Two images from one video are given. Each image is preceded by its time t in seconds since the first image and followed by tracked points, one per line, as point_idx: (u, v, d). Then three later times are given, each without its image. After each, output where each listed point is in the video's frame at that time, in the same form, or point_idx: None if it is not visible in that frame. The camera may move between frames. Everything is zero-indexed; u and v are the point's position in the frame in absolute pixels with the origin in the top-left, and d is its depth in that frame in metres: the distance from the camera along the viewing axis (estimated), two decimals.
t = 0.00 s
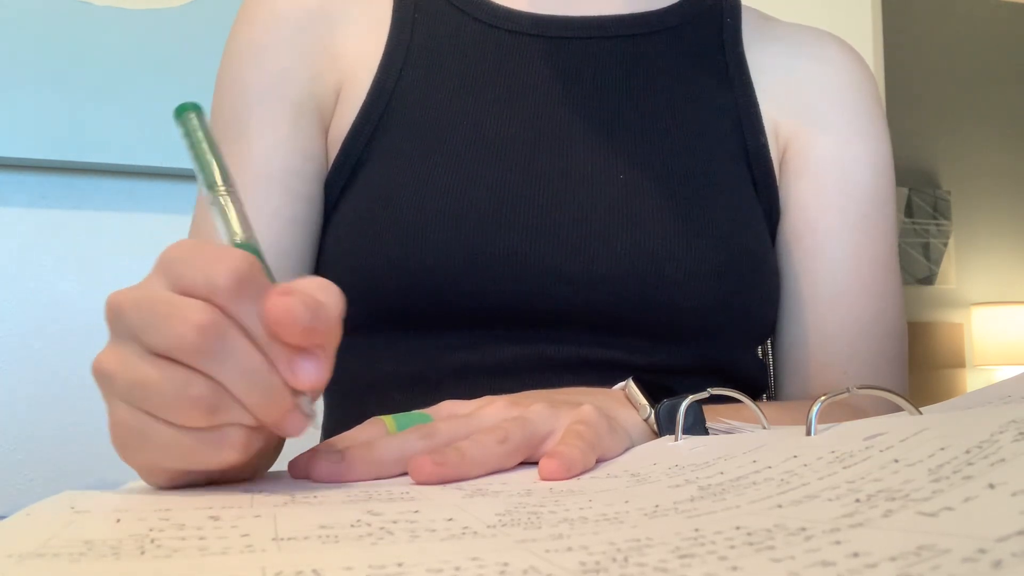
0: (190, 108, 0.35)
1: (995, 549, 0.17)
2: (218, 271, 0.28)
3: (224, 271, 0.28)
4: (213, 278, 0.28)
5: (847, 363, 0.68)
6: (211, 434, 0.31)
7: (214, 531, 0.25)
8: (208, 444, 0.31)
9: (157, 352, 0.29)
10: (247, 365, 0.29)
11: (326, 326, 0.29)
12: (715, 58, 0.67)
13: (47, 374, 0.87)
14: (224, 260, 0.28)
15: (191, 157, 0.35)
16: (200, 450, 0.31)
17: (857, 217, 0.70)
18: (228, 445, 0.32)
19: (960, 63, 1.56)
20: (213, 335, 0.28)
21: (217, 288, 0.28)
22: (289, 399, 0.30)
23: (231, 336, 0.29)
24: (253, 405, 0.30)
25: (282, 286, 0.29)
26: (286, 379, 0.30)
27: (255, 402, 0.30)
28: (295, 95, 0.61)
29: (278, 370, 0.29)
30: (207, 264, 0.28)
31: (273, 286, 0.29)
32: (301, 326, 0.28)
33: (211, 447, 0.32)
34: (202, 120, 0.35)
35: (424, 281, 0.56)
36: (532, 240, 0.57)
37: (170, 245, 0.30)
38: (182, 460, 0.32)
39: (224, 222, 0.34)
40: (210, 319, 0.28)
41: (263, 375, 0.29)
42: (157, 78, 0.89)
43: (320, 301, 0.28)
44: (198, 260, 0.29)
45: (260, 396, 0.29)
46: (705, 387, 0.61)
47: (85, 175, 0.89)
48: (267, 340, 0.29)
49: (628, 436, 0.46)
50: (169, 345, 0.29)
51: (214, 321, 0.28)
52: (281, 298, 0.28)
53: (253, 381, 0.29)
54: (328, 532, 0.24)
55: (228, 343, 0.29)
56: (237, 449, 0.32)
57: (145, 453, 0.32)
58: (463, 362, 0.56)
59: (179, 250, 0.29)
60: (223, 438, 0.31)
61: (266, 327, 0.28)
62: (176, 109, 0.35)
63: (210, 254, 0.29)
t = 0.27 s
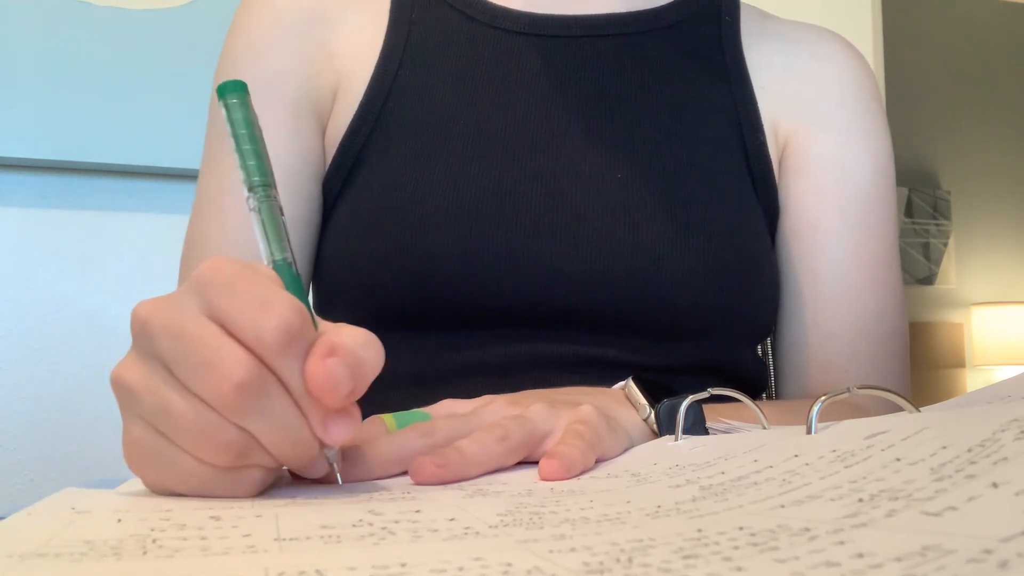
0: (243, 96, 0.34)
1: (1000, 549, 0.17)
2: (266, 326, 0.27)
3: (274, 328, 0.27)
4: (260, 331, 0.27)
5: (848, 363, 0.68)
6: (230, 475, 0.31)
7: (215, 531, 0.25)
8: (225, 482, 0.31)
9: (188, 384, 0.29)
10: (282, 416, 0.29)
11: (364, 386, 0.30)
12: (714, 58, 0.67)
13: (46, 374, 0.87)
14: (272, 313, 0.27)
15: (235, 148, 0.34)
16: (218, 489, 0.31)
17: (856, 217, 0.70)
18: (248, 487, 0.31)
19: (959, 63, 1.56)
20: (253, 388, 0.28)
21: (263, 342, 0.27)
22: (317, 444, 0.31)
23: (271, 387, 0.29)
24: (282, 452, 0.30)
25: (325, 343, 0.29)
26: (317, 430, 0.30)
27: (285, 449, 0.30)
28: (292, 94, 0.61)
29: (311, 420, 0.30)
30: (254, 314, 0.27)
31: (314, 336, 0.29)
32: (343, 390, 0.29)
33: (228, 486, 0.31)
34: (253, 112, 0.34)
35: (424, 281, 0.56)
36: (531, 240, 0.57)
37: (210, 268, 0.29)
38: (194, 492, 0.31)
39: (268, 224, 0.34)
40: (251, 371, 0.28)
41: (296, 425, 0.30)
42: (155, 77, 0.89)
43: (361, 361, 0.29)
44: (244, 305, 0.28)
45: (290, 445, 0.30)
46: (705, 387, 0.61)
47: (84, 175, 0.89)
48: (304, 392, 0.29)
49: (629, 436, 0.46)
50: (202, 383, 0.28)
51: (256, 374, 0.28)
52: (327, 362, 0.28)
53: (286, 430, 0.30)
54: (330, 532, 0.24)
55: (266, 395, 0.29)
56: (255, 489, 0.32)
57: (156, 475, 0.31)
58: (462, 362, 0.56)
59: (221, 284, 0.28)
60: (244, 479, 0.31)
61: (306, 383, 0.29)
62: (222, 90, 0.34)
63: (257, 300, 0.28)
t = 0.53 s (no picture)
0: (245, 94, 0.34)
1: (1001, 549, 0.17)
2: (264, 331, 0.27)
3: (272, 332, 0.27)
4: (258, 335, 0.27)
5: (848, 364, 0.68)
6: (227, 477, 0.31)
7: (216, 531, 0.25)
8: (221, 485, 0.31)
9: (185, 385, 0.29)
10: (279, 420, 0.29)
11: (361, 396, 0.29)
12: (713, 58, 0.67)
13: (47, 374, 0.87)
14: (270, 318, 0.27)
15: (235, 148, 0.34)
16: (214, 490, 0.31)
17: (857, 216, 0.70)
18: (244, 489, 0.31)
19: (959, 63, 1.56)
20: (249, 392, 0.28)
21: (261, 347, 0.27)
22: (313, 450, 0.31)
23: (268, 391, 0.29)
24: (278, 456, 0.30)
25: (322, 352, 0.29)
26: (314, 435, 0.30)
27: (281, 453, 0.30)
28: (290, 94, 0.61)
29: (308, 425, 0.30)
30: (252, 319, 0.27)
31: (313, 343, 0.29)
32: (338, 401, 0.29)
33: (224, 488, 0.31)
34: (255, 111, 0.34)
35: (423, 280, 0.56)
36: (531, 239, 0.57)
37: (210, 269, 0.29)
38: (190, 493, 0.31)
39: (268, 226, 0.34)
40: (249, 375, 0.28)
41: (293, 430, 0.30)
42: (155, 77, 0.89)
43: (358, 371, 0.29)
44: (243, 309, 0.28)
45: (287, 450, 0.30)
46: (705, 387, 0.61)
47: (84, 175, 0.89)
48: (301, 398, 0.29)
49: (628, 436, 0.46)
50: (200, 385, 0.28)
51: (254, 378, 0.28)
52: (322, 371, 0.28)
53: (282, 435, 0.30)
54: (330, 532, 0.24)
55: (263, 399, 0.29)
56: (251, 492, 0.32)
57: (154, 477, 0.31)
58: (462, 362, 0.56)
59: (221, 287, 0.28)
60: (239, 482, 0.31)
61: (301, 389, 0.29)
62: (224, 88, 0.34)
63: (256, 304, 0.28)
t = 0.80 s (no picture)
0: (262, 96, 0.34)
1: (1000, 549, 0.17)
2: (274, 333, 0.27)
3: (282, 335, 0.27)
4: (268, 337, 0.27)
5: (849, 364, 0.67)
6: (228, 476, 0.31)
7: (216, 531, 0.25)
8: (223, 483, 0.31)
9: (190, 384, 0.29)
10: (283, 424, 0.29)
11: (365, 404, 0.30)
12: (714, 58, 0.67)
13: (47, 375, 0.87)
14: (280, 321, 0.28)
15: (251, 149, 0.34)
16: (215, 488, 0.31)
17: (857, 217, 0.70)
18: (245, 488, 0.31)
19: (960, 63, 1.56)
20: (255, 392, 0.28)
21: (270, 348, 0.27)
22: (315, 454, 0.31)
23: (274, 393, 0.29)
24: (281, 459, 0.30)
25: (328, 359, 0.29)
26: (317, 440, 0.30)
27: (283, 456, 0.30)
28: (291, 94, 0.61)
29: (311, 429, 0.30)
30: (263, 320, 0.28)
31: (320, 348, 0.29)
32: (342, 409, 0.29)
33: (226, 487, 0.31)
34: (270, 113, 0.34)
35: (423, 280, 0.56)
36: (531, 239, 0.57)
37: (221, 270, 0.29)
38: (191, 491, 0.31)
39: (279, 229, 0.34)
40: (256, 375, 0.28)
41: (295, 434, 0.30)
42: (156, 78, 0.89)
43: (363, 379, 0.29)
44: (254, 310, 0.28)
45: (289, 453, 0.30)
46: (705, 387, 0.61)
47: (84, 175, 0.89)
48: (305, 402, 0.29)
49: (628, 436, 0.46)
50: (206, 384, 0.28)
51: (260, 379, 0.28)
52: (327, 379, 0.28)
53: (284, 439, 0.30)
54: (330, 532, 0.24)
55: (267, 400, 0.29)
56: (251, 492, 0.32)
57: (155, 475, 0.31)
58: (462, 362, 0.56)
59: (232, 287, 0.28)
60: (241, 481, 0.31)
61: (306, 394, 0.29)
62: (241, 88, 0.34)
63: (267, 306, 0.28)
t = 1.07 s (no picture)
0: (250, 96, 0.34)
1: (1001, 548, 0.17)
2: (269, 330, 0.27)
3: (275, 332, 0.27)
4: (260, 334, 0.27)
5: (849, 364, 0.68)
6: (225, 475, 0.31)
7: (216, 531, 0.25)
8: (222, 483, 0.31)
9: (186, 385, 0.29)
10: (280, 423, 0.30)
11: (360, 398, 0.29)
12: (714, 58, 0.67)
13: (46, 375, 0.87)
14: (273, 318, 0.28)
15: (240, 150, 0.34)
16: (212, 488, 0.31)
17: (858, 218, 0.70)
18: (242, 488, 0.31)
19: (960, 63, 1.56)
20: (251, 391, 0.28)
21: (264, 346, 0.28)
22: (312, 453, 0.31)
23: (269, 391, 0.29)
24: (278, 458, 0.30)
25: (321, 354, 0.29)
26: (313, 438, 0.30)
27: (280, 455, 0.30)
28: (292, 94, 0.61)
29: (308, 427, 0.30)
30: (257, 318, 0.28)
31: (314, 344, 0.29)
32: (336, 403, 0.28)
33: (224, 486, 0.31)
34: (260, 113, 0.34)
35: (424, 281, 0.56)
36: (532, 240, 0.57)
37: (214, 271, 0.29)
38: (190, 493, 0.31)
39: (270, 228, 0.34)
40: (253, 374, 0.28)
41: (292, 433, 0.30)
42: (156, 78, 0.89)
43: (356, 373, 0.29)
44: (246, 309, 0.28)
45: (286, 452, 0.30)
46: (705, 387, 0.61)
47: (84, 175, 0.89)
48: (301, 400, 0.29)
49: (628, 436, 0.46)
50: (202, 384, 0.28)
51: (256, 378, 0.28)
52: (321, 374, 0.28)
53: (281, 438, 0.30)
54: (330, 532, 0.24)
55: (264, 400, 0.29)
56: (248, 491, 0.32)
57: (153, 476, 0.31)
58: (462, 362, 0.56)
59: (224, 287, 0.28)
60: (238, 480, 0.31)
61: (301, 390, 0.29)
62: (229, 90, 0.34)
63: (259, 304, 0.28)
